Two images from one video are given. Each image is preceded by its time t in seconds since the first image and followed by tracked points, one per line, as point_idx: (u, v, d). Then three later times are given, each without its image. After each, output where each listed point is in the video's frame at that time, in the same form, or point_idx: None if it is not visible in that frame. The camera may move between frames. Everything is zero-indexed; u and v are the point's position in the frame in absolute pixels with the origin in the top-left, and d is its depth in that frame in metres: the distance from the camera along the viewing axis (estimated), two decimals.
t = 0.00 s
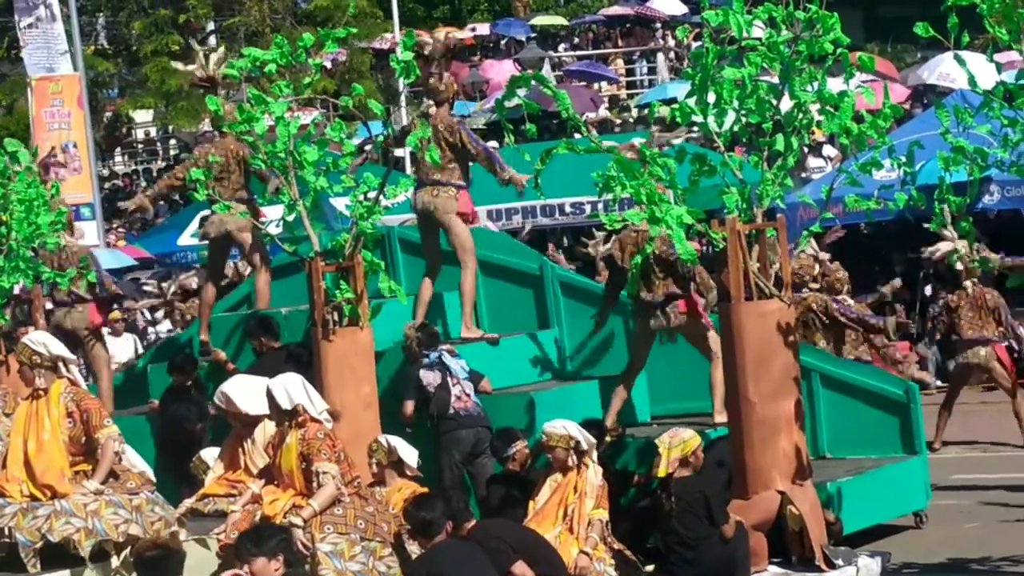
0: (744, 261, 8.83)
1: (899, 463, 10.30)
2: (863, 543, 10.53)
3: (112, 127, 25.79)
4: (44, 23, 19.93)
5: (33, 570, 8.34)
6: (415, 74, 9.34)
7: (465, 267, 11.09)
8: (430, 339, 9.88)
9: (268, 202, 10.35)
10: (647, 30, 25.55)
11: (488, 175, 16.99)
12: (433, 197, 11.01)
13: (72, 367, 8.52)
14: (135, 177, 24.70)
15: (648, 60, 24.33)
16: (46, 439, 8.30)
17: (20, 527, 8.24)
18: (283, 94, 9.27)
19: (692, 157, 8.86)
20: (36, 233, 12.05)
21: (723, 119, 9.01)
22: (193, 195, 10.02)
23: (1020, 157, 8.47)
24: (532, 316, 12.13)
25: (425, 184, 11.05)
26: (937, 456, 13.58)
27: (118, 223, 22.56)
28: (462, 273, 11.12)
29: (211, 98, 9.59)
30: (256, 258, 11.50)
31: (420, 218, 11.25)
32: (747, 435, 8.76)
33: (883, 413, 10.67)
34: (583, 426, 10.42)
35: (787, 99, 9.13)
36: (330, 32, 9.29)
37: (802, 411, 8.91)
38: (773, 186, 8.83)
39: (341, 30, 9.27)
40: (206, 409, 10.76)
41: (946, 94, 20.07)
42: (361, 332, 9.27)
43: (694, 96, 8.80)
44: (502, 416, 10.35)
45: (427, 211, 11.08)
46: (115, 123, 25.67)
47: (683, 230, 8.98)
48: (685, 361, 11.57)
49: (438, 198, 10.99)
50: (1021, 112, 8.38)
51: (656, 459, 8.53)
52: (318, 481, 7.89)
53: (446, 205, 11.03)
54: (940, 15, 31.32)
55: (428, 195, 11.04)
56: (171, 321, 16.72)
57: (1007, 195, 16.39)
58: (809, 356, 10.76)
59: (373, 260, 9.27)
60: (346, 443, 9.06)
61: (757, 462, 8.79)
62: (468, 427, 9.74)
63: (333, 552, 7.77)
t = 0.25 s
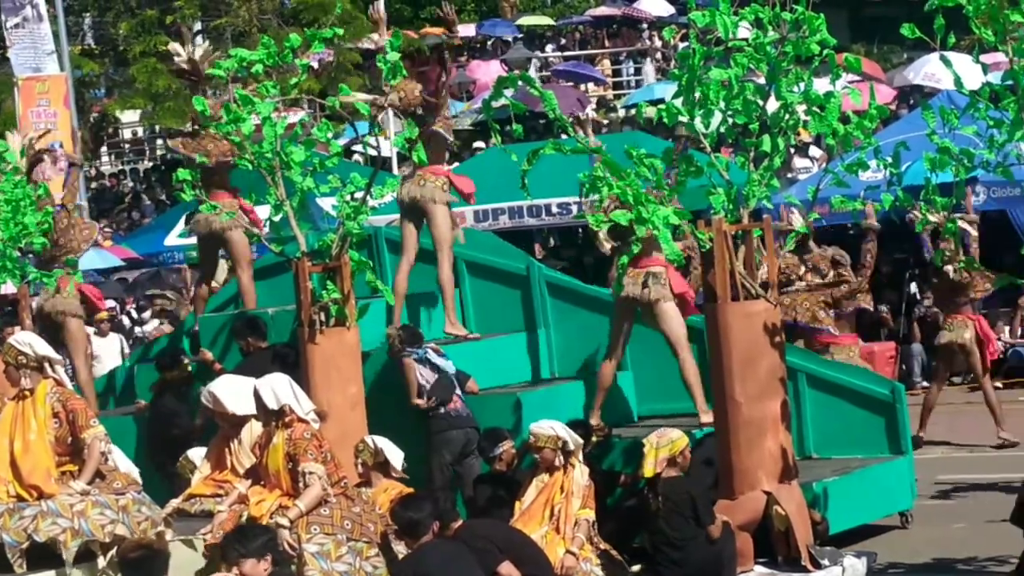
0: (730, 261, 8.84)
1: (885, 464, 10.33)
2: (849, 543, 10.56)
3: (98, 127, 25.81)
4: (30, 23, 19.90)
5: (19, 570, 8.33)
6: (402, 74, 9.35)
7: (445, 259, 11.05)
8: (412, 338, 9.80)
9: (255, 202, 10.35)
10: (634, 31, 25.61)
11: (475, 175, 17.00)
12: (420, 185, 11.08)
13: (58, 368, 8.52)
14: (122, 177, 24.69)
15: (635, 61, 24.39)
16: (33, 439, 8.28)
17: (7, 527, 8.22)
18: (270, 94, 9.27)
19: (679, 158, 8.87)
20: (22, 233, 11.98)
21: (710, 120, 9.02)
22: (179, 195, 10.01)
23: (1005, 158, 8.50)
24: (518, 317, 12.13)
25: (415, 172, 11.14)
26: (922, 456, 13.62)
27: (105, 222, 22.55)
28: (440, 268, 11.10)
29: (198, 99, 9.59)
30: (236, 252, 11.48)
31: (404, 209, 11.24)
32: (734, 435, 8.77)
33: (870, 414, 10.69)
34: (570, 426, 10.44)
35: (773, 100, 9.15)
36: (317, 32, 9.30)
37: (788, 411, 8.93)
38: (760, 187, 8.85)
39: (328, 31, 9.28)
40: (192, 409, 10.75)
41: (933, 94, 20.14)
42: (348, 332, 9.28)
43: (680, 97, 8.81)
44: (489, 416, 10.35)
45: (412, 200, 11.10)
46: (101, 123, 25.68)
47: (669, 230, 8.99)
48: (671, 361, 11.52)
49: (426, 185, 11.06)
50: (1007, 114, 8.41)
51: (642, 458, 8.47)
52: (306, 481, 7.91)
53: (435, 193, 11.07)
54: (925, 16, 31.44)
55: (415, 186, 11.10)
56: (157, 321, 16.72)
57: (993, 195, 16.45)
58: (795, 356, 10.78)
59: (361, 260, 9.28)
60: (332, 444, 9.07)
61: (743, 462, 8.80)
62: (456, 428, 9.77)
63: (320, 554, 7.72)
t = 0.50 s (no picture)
0: (723, 262, 8.84)
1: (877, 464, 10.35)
2: (841, 543, 10.57)
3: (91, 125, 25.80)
4: (23, 21, 19.69)
5: (11, 568, 8.30)
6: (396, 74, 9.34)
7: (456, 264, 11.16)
8: (403, 332, 9.89)
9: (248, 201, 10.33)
10: (627, 31, 25.61)
11: (468, 176, 16.99)
12: (405, 204, 10.95)
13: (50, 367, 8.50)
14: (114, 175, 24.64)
15: (629, 61, 24.39)
16: (25, 437, 8.23)
17: None
18: (263, 93, 9.25)
19: (672, 159, 8.86)
20: (16, 232, 12.03)
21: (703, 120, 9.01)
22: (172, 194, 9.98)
23: (998, 159, 8.50)
24: (511, 317, 12.16)
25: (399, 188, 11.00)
26: (915, 457, 13.64)
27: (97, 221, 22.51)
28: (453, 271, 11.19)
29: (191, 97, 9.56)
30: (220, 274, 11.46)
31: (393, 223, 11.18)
32: (727, 434, 8.78)
33: (862, 414, 10.71)
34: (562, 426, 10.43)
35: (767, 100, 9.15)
36: (311, 31, 9.28)
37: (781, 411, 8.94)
38: (753, 188, 8.84)
39: (323, 30, 9.25)
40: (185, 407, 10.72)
41: (925, 95, 20.17)
42: (341, 331, 9.27)
43: (674, 97, 8.79)
44: (481, 415, 10.35)
45: (399, 217, 11.02)
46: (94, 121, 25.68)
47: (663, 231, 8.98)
48: (664, 362, 11.60)
49: (412, 202, 10.94)
50: (1001, 115, 8.41)
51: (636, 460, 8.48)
52: (298, 481, 7.87)
53: (421, 211, 10.94)
54: (918, 17, 31.48)
55: (400, 203, 10.98)
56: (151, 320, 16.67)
57: (985, 196, 16.51)
58: (788, 357, 10.80)
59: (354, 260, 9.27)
60: (325, 443, 9.06)
61: (736, 462, 8.81)
62: (450, 427, 9.78)
63: (312, 553, 7.72)
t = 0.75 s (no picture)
0: (723, 262, 8.82)
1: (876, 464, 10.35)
2: (840, 543, 10.57)
3: (91, 121, 25.84)
4: (24, 17, 19.75)
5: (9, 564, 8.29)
6: (396, 70, 9.34)
7: (464, 261, 11.35)
8: (404, 326, 10.03)
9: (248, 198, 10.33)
10: (627, 30, 25.62)
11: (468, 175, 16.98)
12: (398, 212, 10.88)
13: (49, 361, 8.40)
14: (114, 171, 24.63)
15: (629, 60, 24.39)
16: (24, 433, 8.23)
17: None
18: (264, 89, 9.23)
19: (673, 157, 8.85)
20: (16, 226, 12.11)
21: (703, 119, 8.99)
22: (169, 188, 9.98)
23: (999, 159, 8.49)
24: (509, 315, 12.18)
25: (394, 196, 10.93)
26: (913, 457, 13.65)
27: (97, 217, 22.49)
28: (461, 267, 11.37)
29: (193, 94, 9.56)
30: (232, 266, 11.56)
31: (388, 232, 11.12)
32: (726, 434, 8.78)
33: (861, 414, 10.70)
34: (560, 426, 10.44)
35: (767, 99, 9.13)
36: (312, 29, 9.27)
37: (780, 410, 8.93)
38: (753, 187, 8.83)
39: (324, 27, 9.24)
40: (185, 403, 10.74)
41: (925, 96, 20.17)
42: (341, 328, 9.26)
43: (675, 95, 8.77)
44: (481, 414, 10.35)
45: (392, 226, 10.94)
46: (94, 117, 25.70)
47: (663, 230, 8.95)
48: (664, 360, 11.58)
49: (405, 211, 10.87)
50: (1002, 115, 8.39)
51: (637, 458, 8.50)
52: (297, 478, 7.84)
53: (412, 219, 10.89)
54: (919, 17, 31.49)
55: (393, 212, 10.91)
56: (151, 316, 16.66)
57: (984, 196, 16.56)
58: (787, 356, 10.80)
59: (354, 259, 9.26)
60: (324, 440, 9.06)
61: (735, 462, 8.81)
62: (449, 425, 9.76)
63: (310, 550, 7.70)
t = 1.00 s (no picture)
0: (722, 263, 8.82)
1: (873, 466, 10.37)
2: (837, 544, 10.59)
3: (91, 118, 25.89)
4: (23, 14, 19.87)
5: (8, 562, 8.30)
6: (396, 69, 9.35)
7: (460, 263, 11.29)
8: (403, 327, 9.93)
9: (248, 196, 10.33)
10: (628, 30, 25.62)
11: (466, 175, 17.00)
12: (399, 215, 10.90)
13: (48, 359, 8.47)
14: (114, 169, 24.62)
15: (629, 60, 24.39)
16: (23, 431, 8.21)
17: None
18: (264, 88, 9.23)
19: (673, 158, 8.85)
20: (16, 224, 11.97)
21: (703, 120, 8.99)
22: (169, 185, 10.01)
23: (998, 162, 8.50)
24: (509, 313, 12.18)
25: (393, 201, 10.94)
26: (911, 458, 13.67)
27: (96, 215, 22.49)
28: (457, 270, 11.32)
29: (193, 92, 9.56)
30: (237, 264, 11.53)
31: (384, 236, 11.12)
32: (725, 435, 8.79)
33: (859, 415, 10.72)
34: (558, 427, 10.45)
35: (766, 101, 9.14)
36: (312, 27, 9.28)
37: (778, 411, 8.94)
38: (753, 188, 8.83)
39: (324, 26, 9.24)
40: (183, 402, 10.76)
41: (924, 97, 20.18)
42: (340, 327, 9.26)
43: (675, 96, 8.77)
44: (479, 414, 10.36)
45: (392, 228, 10.94)
46: (94, 114, 25.75)
47: (662, 231, 8.96)
48: (662, 360, 11.59)
49: (405, 214, 10.89)
50: (1001, 118, 8.40)
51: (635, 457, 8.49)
52: (295, 477, 7.85)
53: (413, 223, 10.91)
54: (919, 19, 31.51)
55: (393, 214, 10.92)
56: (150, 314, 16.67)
57: (983, 199, 16.55)
58: (785, 357, 10.82)
59: (353, 258, 9.27)
60: (322, 439, 9.06)
61: (733, 462, 8.82)
62: (447, 425, 9.78)
63: (308, 548, 7.70)
